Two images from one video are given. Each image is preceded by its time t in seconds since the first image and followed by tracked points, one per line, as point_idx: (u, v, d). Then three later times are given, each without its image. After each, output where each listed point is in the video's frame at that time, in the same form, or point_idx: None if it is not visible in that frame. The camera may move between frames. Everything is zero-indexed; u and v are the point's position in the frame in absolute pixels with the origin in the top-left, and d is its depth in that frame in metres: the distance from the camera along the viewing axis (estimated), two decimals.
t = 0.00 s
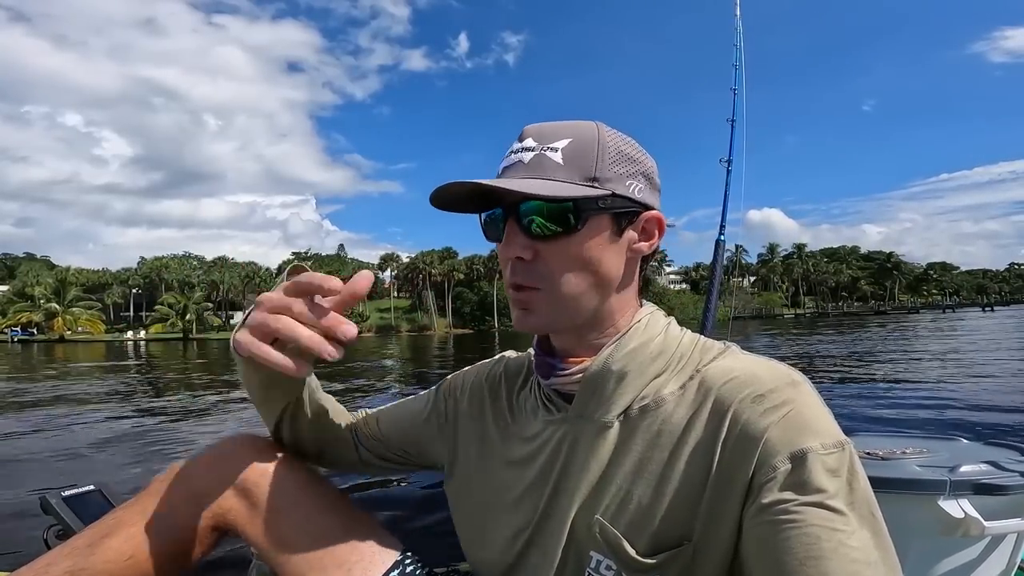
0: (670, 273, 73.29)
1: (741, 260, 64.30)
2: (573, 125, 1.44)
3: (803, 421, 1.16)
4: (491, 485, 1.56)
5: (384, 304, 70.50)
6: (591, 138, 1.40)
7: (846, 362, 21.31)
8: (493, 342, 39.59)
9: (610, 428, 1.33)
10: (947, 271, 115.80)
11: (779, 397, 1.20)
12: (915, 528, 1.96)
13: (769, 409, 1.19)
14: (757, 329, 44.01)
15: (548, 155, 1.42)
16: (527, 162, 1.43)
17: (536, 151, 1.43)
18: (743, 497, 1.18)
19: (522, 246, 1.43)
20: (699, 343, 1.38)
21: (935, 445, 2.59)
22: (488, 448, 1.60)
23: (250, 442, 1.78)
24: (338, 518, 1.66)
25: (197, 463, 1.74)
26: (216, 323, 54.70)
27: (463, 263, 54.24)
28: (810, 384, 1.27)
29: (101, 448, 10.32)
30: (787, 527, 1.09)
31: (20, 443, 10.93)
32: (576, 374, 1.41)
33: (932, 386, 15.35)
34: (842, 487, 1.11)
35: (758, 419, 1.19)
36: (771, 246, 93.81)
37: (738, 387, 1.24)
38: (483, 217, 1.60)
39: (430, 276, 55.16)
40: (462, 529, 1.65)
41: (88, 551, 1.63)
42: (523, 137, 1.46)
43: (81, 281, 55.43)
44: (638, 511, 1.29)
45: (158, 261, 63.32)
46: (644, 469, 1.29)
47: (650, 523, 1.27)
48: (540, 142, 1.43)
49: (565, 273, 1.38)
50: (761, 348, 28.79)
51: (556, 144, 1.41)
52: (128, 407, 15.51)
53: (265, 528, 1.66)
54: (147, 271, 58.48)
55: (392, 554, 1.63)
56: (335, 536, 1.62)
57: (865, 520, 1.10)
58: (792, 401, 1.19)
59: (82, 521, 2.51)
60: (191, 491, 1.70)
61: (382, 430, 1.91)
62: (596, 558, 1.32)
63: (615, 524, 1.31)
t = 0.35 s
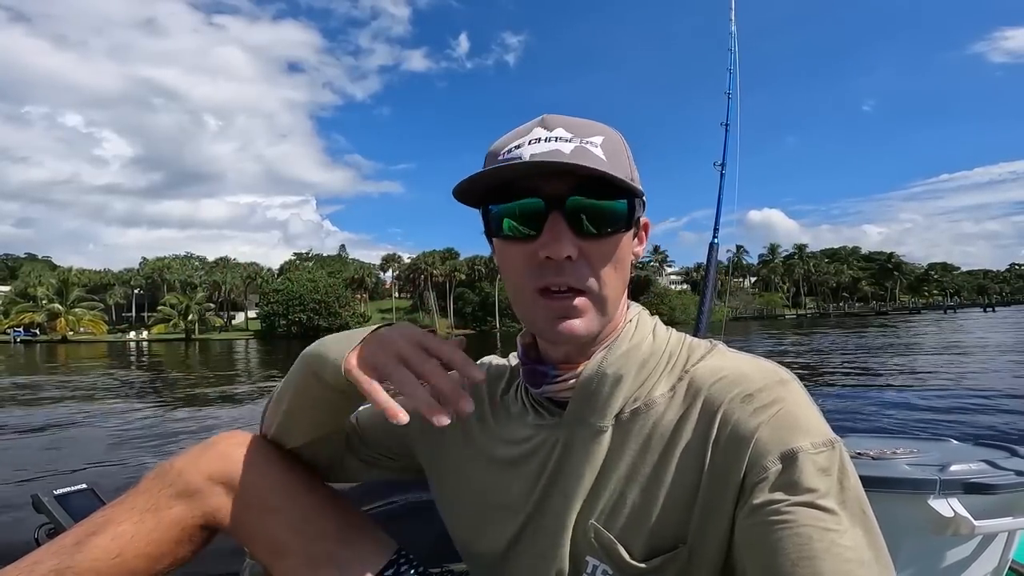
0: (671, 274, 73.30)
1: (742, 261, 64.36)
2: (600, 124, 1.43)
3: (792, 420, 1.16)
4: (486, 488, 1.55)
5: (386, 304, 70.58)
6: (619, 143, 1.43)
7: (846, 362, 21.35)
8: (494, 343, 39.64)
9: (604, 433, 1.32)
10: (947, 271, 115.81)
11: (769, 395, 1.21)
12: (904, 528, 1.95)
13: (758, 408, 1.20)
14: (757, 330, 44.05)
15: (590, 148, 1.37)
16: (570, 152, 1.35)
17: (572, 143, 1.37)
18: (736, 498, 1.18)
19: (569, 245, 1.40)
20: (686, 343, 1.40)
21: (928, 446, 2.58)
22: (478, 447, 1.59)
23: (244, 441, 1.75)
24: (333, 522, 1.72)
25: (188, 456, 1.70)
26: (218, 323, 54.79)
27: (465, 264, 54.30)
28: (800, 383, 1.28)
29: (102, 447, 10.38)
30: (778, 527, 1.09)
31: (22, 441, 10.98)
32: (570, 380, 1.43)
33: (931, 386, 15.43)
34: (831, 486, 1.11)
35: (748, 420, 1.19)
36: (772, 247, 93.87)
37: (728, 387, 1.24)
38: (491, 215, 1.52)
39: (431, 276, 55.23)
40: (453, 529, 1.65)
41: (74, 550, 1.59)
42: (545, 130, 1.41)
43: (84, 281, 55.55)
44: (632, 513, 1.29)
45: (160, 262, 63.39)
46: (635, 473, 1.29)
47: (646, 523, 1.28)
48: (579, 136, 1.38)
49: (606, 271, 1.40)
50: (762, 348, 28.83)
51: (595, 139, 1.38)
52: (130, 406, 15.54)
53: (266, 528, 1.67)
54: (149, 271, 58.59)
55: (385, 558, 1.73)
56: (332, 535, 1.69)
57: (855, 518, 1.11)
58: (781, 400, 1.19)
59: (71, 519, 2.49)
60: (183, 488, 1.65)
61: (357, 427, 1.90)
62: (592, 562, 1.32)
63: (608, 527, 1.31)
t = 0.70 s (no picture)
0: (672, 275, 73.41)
1: (742, 262, 64.50)
2: (590, 118, 1.41)
3: (789, 423, 1.16)
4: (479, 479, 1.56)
5: (386, 305, 70.71)
6: (611, 140, 1.38)
7: (846, 363, 21.39)
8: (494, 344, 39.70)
9: (599, 430, 1.33)
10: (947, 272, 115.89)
11: (766, 400, 1.20)
12: (891, 527, 1.93)
13: (756, 411, 1.19)
14: (758, 330, 44.12)
15: (566, 151, 1.38)
16: (542, 157, 1.39)
17: (550, 147, 1.39)
18: (729, 499, 1.18)
19: (526, 246, 1.41)
20: (688, 345, 1.38)
21: (915, 445, 2.56)
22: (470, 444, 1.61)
23: (239, 440, 1.78)
24: (322, 515, 1.69)
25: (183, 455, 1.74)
26: (219, 323, 54.89)
27: (466, 265, 54.39)
28: (799, 389, 1.27)
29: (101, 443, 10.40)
30: (769, 530, 1.09)
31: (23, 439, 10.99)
32: (565, 375, 1.43)
33: (931, 386, 15.42)
34: (825, 491, 1.11)
35: (744, 423, 1.19)
36: (773, 247, 94.00)
37: (727, 388, 1.24)
38: (484, 210, 1.56)
39: (432, 277, 55.33)
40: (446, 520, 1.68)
41: (64, 545, 1.61)
42: (539, 130, 1.42)
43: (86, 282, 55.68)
44: (626, 513, 1.29)
45: (162, 262, 63.51)
46: (632, 473, 1.29)
47: (639, 524, 1.28)
48: (557, 139, 1.39)
49: (570, 277, 1.37)
50: (762, 348, 28.88)
51: (573, 140, 1.38)
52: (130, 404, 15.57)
53: (254, 522, 1.67)
54: (151, 271, 58.73)
55: (375, 555, 1.68)
56: (323, 526, 1.67)
57: (847, 523, 1.10)
58: (779, 404, 1.20)
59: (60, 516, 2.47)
60: (175, 484, 1.69)
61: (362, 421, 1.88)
62: (584, 559, 1.32)
63: (600, 526, 1.31)
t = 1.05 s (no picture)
0: (674, 276, 73.41)
1: (744, 262, 64.55)
2: (591, 124, 1.41)
3: (778, 424, 1.17)
4: (470, 479, 1.57)
5: (389, 306, 70.82)
6: (608, 142, 1.37)
7: (847, 364, 21.40)
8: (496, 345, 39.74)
9: (589, 429, 1.33)
10: (948, 272, 115.90)
11: (755, 400, 1.20)
12: (885, 529, 1.93)
13: (745, 411, 1.20)
14: (759, 331, 44.17)
15: (564, 152, 1.38)
16: (543, 159, 1.40)
17: (550, 147, 1.40)
18: (718, 498, 1.18)
19: (519, 241, 1.42)
20: (679, 346, 1.38)
21: (909, 445, 2.55)
22: (465, 444, 1.61)
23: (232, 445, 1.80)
24: (314, 514, 1.69)
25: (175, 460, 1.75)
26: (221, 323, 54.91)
27: (468, 266, 54.44)
28: (787, 389, 1.28)
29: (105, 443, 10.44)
30: (759, 530, 1.09)
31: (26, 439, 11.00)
32: (558, 374, 1.42)
33: (930, 386, 15.45)
34: (813, 490, 1.11)
35: (733, 423, 1.19)
36: (774, 247, 93.95)
37: (716, 389, 1.24)
38: (485, 208, 1.56)
39: (434, 277, 55.39)
40: (439, 520, 1.69)
41: (61, 547, 1.64)
42: (540, 132, 1.44)
43: (89, 283, 55.73)
44: (615, 512, 1.29)
45: (164, 263, 63.57)
46: (621, 472, 1.29)
47: (627, 525, 1.28)
48: (557, 140, 1.40)
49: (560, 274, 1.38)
50: (763, 349, 28.89)
51: (572, 142, 1.38)
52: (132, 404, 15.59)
53: (247, 522, 1.68)
54: (154, 272, 58.82)
55: (369, 555, 1.68)
56: (314, 529, 1.66)
57: (835, 522, 1.11)
58: (766, 404, 1.20)
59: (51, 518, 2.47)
60: (170, 485, 1.70)
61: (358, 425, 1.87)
62: (574, 557, 1.33)
63: (591, 524, 1.31)
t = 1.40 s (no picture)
0: (676, 276, 73.36)
1: (746, 262, 64.55)
2: (568, 116, 1.43)
3: (786, 419, 1.16)
4: (472, 476, 1.57)
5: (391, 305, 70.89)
6: (582, 132, 1.39)
7: (850, 364, 21.40)
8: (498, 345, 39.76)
9: (595, 426, 1.33)
10: (951, 272, 115.79)
11: (762, 396, 1.20)
12: (890, 528, 1.92)
13: (752, 408, 1.19)
14: (762, 331, 44.19)
15: (541, 144, 1.40)
16: (520, 152, 1.42)
17: (527, 142, 1.42)
18: (726, 495, 1.18)
19: (506, 231, 1.44)
20: (684, 342, 1.38)
21: (913, 444, 2.54)
22: (468, 439, 1.61)
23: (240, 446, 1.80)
24: (320, 509, 1.71)
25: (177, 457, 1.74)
26: (224, 323, 54.93)
27: (471, 266, 54.45)
28: (795, 385, 1.27)
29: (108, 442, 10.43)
30: (766, 526, 1.10)
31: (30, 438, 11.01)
32: (563, 371, 1.42)
33: (933, 386, 15.47)
34: (820, 487, 1.12)
35: (741, 419, 1.19)
36: (777, 248, 93.84)
37: (723, 386, 1.24)
38: (477, 207, 1.58)
39: (437, 277, 55.42)
40: (446, 519, 1.68)
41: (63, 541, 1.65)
42: (518, 130, 1.46)
43: (93, 283, 55.81)
44: (623, 510, 1.29)
45: (168, 263, 63.63)
46: (628, 468, 1.29)
47: (635, 524, 1.28)
48: (533, 133, 1.42)
49: (552, 265, 1.38)
50: (766, 349, 28.90)
51: (548, 135, 1.40)
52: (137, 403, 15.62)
53: (250, 518, 1.68)
54: (158, 272, 58.88)
55: (377, 547, 1.73)
56: (317, 526, 1.68)
57: (843, 518, 1.11)
58: (775, 400, 1.19)
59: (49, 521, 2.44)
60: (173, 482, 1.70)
61: (361, 418, 1.85)
62: (581, 555, 1.33)
63: (598, 522, 1.31)
